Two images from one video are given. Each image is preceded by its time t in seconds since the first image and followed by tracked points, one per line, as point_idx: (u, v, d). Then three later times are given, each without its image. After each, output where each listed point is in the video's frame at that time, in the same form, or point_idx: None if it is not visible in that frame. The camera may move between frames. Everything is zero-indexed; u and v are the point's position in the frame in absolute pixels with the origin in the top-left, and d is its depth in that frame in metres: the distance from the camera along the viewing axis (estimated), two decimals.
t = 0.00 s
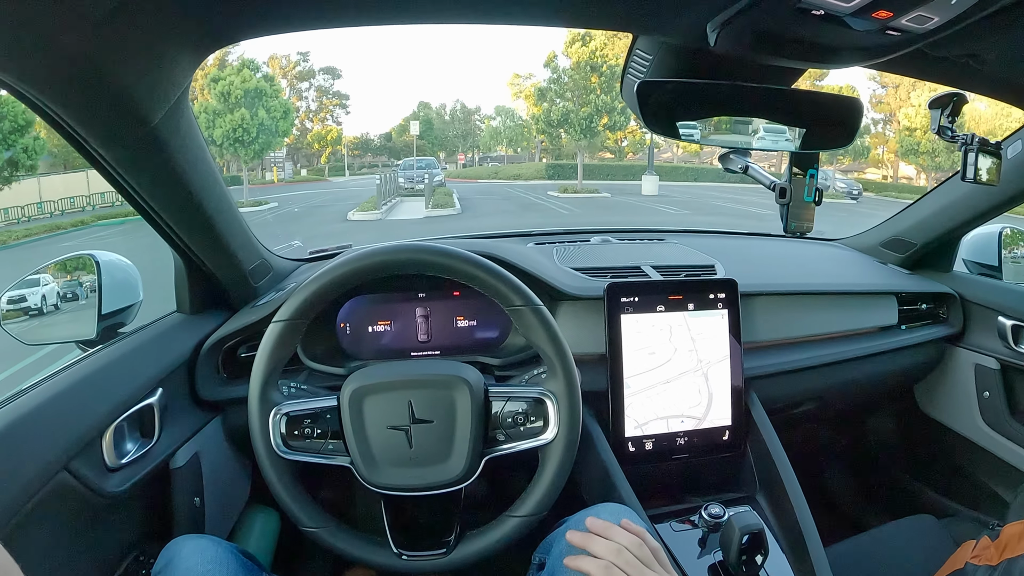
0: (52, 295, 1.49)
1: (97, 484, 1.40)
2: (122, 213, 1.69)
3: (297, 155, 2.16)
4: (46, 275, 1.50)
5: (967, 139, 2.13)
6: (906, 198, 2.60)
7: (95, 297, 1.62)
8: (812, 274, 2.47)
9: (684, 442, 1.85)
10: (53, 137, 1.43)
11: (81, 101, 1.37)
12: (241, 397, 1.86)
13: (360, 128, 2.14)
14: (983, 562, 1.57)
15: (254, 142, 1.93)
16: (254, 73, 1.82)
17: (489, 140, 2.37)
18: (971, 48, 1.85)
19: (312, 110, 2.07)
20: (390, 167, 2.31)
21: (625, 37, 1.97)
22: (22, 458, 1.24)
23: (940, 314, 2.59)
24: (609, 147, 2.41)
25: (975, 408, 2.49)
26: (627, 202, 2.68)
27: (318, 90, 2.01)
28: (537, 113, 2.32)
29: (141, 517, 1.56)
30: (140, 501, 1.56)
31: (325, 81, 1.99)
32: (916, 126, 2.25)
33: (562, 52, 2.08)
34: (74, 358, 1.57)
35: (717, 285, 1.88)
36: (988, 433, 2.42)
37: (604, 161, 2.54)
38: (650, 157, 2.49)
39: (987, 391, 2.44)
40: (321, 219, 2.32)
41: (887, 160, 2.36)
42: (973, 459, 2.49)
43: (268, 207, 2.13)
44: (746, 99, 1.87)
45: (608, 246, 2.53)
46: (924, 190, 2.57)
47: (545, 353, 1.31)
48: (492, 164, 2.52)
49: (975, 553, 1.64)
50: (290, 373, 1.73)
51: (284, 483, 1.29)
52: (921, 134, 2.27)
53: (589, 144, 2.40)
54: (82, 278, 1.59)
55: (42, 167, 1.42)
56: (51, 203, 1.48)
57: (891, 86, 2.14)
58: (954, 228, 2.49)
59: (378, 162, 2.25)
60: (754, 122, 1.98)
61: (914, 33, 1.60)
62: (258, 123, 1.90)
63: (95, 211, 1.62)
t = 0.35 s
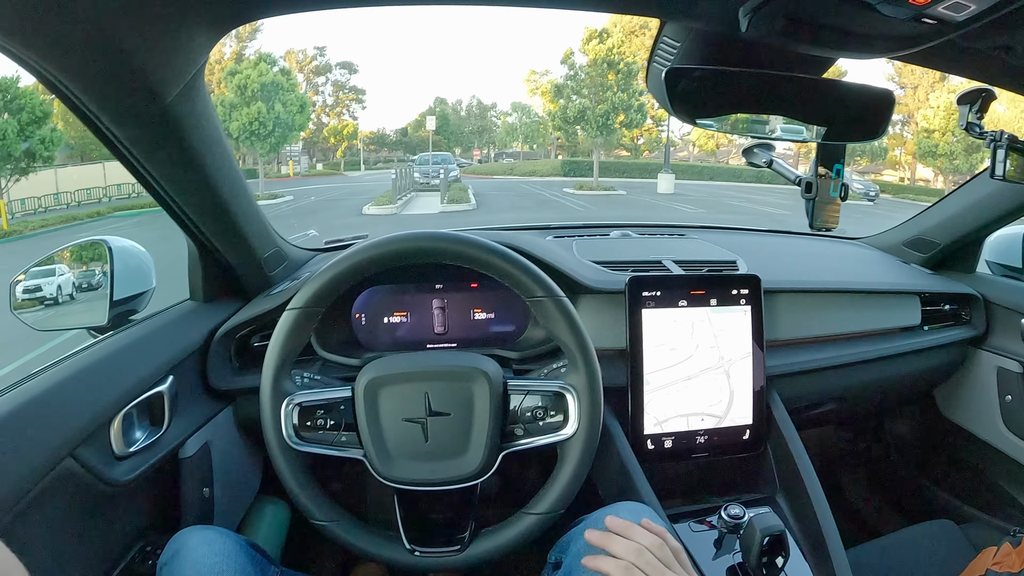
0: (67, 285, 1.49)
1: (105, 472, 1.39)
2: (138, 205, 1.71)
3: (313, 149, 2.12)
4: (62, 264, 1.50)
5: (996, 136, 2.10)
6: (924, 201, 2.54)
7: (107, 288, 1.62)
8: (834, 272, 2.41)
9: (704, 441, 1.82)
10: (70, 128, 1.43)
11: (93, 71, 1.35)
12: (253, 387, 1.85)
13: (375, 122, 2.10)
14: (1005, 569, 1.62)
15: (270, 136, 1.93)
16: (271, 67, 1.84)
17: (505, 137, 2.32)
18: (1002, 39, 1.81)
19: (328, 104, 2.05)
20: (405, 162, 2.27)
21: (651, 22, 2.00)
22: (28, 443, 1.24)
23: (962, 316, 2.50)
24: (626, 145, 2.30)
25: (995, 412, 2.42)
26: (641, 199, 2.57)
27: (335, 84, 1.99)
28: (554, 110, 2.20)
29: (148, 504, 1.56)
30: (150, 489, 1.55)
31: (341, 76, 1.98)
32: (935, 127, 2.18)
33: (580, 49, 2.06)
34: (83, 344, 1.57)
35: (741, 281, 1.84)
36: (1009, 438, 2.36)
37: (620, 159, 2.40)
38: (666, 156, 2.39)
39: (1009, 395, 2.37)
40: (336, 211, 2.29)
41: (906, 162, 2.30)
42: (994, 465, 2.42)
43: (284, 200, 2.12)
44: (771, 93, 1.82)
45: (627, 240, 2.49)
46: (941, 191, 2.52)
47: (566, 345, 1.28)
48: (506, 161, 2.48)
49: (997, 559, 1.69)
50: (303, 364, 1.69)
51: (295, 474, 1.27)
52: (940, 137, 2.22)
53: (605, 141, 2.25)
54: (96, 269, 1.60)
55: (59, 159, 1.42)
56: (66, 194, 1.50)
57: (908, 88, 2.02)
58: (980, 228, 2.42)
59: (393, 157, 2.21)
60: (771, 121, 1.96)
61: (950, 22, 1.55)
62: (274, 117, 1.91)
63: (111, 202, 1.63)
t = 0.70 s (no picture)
0: (87, 278, 1.51)
1: (133, 471, 1.41)
2: (159, 200, 1.69)
3: (333, 147, 2.21)
4: (81, 258, 1.51)
5: None
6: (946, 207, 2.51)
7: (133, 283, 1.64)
8: (866, 278, 2.37)
9: (737, 446, 1.80)
10: (92, 123, 1.43)
11: (138, 61, 1.36)
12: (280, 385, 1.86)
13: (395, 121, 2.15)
14: None
15: (291, 133, 1.90)
16: (291, 65, 1.80)
17: (525, 136, 2.41)
18: None
19: (348, 102, 2.09)
20: (426, 160, 2.39)
21: (685, 20, 1.93)
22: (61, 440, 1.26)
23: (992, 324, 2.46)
24: (645, 146, 2.37)
25: None
26: (662, 202, 2.63)
27: (354, 82, 1.99)
28: (575, 111, 2.31)
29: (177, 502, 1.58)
30: (178, 486, 1.57)
31: (361, 74, 1.99)
32: (957, 133, 2.09)
33: (600, 49, 2.00)
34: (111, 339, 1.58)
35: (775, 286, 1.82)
36: None
37: (640, 160, 2.44)
38: (685, 158, 2.43)
39: None
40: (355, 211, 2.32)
41: (926, 166, 2.33)
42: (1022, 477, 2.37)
43: (303, 197, 2.07)
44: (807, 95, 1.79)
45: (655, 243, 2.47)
46: (964, 199, 2.49)
47: (607, 348, 1.27)
48: (527, 161, 2.64)
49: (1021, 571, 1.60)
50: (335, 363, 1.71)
51: (327, 476, 1.28)
52: (961, 142, 2.14)
53: (624, 142, 2.34)
54: (117, 263, 1.62)
55: (80, 154, 1.41)
56: (87, 188, 1.50)
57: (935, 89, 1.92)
58: (1013, 236, 2.37)
59: (412, 155, 2.32)
60: (792, 124, 1.94)
61: (995, 30, 1.52)
62: (295, 114, 1.87)
63: (131, 197, 1.64)
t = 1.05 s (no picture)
0: (80, 279, 1.48)
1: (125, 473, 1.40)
2: (153, 200, 1.70)
3: (327, 148, 2.17)
4: (74, 259, 1.48)
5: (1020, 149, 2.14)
6: (940, 209, 2.52)
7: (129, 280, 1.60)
8: (856, 282, 2.39)
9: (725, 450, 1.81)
10: (86, 123, 1.45)
11: (124, 67, 1.38)
12: (272, 387, 1.86)
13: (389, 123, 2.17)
14: None
15: (285, 135, 1.89)
16: (286, 66, 1.78)
17: (519, 138, 2.41)
18: None
19: (343, 103, 2.08)
20: (419, 162, 2.34)
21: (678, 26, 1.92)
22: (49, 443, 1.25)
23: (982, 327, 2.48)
24: (640, 148, 2.39)
25: (1014, 426, 2.38)
26: (657, 205, 2.63)
27: (348, 83, 1.99)
28: (568, 113, 2.31)
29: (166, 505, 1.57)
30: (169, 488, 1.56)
31: (356, 75, 1.97)
32: (950, 135, 2.16)
33: (595, 51, 2.04)
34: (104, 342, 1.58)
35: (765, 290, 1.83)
36: None
37: (634, 163, 2.50)
38: (680, 161, 2.44)
39: None
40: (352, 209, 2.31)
41: (919, 170, 2.31)
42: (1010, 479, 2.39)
43: (295, 198, 2.06)
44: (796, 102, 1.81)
45: (648, 246, 2.48)
46: (957, 204, 2.50)
47: (594, 352, 1.28)
48: (521, 162, 2.57)
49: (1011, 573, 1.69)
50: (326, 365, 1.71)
51: (317, 479, 1.28)
52: (955, 145, 2.20)
53: (619, 145, 2.39)
54: (110, 263, 1.58)
55: (74, 153, 1.42)
56: (80, 189, 1.48)
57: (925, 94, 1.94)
58: (1002, 240, 2.39)
59: (407, 156, 2.30)
60: (786, 126, 1.95)
61: (982, 37, 1.54)
62: (289, 116, 1.87)
63: (125, 198, 1.63)
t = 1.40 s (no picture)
0: (69, 283, 1.49)
1: (132, 476, 1.43)
2: (141, 204, 1.71)
3: (316, 151, 2.22)
4: (66, 262, 1.50)
5: (999, 157, 2.13)
6: (930, 212, 2.56)
7: (120, 284, 1.66)
8: (840, 285, 2.46)
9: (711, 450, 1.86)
10: (75, 125, 1.41)
11: (138, 83, 1.41)
12: (271, 391, 1.89)
13: (379, 125, 2.21)
14: None
15: (274, 137, 1.91)
16: (277, 69, 1.82)
17: (508, 141, 2.48)
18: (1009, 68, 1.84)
19: (332, 107, 2.12)
20: (409, 165, 2.40)
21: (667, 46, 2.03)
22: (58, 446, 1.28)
23: (964, 329, 2.54)
24: (629, 151, 2.43)
25: (996, 426, 2.45)
26: (645, 208, 2.66)
27: (338, 86, 2.02)
28: (558, 116, 2.32)
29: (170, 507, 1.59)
30: (172, 492, 1.59)
31: (346, 78, 2.02)
32: (937, 138, 2.21)
33: (584, 55, 2.11)
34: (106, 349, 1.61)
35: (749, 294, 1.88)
36: (1007, 449, 2.40)
37: (623, 166, 2.53)
38: (669, 165, 2.50)
39: (1008, 408, 2.41)
40: (347, 214, 2.35)
41: (907, 172, 2.30)
42: (992, 476, 2.46)
43: (289, 201, 2.08)
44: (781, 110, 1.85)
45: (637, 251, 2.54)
46: (945, 205, 2.54)
47: (585, 357, 1.33)
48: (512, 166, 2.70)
49: (994, 567, 1.77)
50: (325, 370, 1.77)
51: (319, 481, 1.31)
52: (942, 147, 2.22)
53: (608, 148, 2.42)
54: (99, 267, 1.61)
55: (62, 156, 1.38)
56: (69, 192, 1.47)
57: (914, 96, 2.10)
58: (982, 243, 2.46)
59: (397, 160, 2.36)
60: (774, 130, 1.98)
61: (958, 55, 1.61)
62: (278, 118, 1.89)
63: (115, 201, 1.63)
